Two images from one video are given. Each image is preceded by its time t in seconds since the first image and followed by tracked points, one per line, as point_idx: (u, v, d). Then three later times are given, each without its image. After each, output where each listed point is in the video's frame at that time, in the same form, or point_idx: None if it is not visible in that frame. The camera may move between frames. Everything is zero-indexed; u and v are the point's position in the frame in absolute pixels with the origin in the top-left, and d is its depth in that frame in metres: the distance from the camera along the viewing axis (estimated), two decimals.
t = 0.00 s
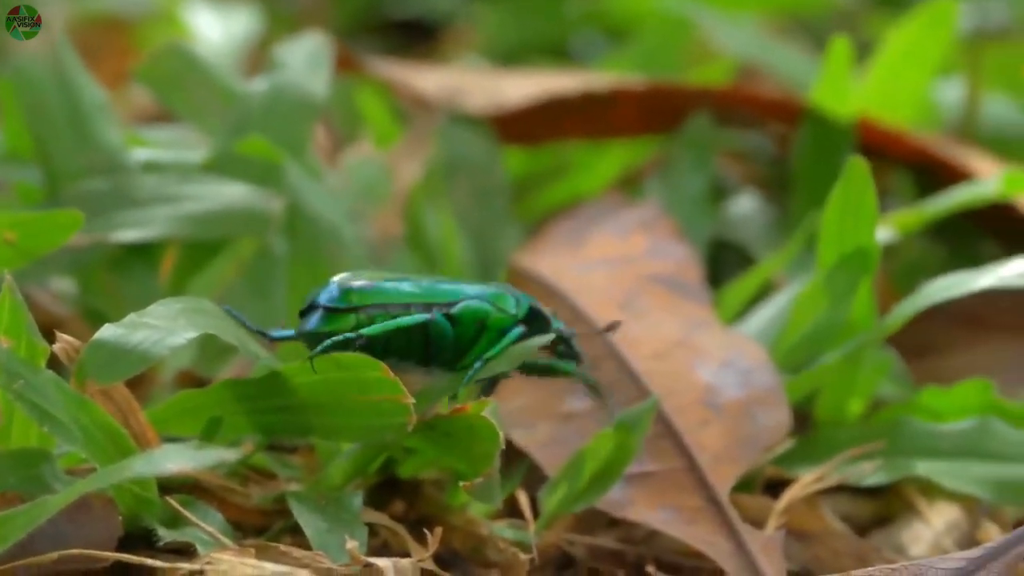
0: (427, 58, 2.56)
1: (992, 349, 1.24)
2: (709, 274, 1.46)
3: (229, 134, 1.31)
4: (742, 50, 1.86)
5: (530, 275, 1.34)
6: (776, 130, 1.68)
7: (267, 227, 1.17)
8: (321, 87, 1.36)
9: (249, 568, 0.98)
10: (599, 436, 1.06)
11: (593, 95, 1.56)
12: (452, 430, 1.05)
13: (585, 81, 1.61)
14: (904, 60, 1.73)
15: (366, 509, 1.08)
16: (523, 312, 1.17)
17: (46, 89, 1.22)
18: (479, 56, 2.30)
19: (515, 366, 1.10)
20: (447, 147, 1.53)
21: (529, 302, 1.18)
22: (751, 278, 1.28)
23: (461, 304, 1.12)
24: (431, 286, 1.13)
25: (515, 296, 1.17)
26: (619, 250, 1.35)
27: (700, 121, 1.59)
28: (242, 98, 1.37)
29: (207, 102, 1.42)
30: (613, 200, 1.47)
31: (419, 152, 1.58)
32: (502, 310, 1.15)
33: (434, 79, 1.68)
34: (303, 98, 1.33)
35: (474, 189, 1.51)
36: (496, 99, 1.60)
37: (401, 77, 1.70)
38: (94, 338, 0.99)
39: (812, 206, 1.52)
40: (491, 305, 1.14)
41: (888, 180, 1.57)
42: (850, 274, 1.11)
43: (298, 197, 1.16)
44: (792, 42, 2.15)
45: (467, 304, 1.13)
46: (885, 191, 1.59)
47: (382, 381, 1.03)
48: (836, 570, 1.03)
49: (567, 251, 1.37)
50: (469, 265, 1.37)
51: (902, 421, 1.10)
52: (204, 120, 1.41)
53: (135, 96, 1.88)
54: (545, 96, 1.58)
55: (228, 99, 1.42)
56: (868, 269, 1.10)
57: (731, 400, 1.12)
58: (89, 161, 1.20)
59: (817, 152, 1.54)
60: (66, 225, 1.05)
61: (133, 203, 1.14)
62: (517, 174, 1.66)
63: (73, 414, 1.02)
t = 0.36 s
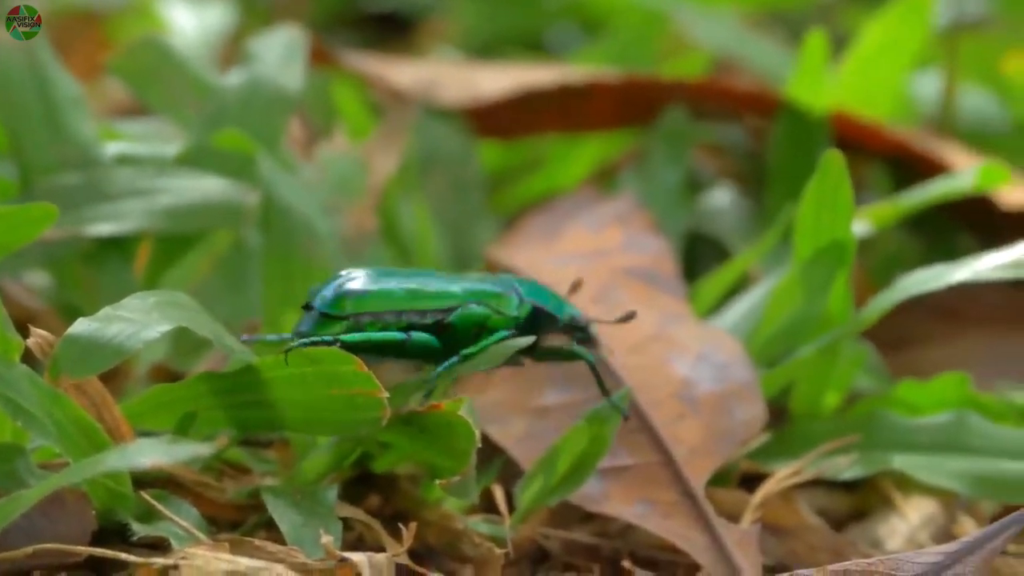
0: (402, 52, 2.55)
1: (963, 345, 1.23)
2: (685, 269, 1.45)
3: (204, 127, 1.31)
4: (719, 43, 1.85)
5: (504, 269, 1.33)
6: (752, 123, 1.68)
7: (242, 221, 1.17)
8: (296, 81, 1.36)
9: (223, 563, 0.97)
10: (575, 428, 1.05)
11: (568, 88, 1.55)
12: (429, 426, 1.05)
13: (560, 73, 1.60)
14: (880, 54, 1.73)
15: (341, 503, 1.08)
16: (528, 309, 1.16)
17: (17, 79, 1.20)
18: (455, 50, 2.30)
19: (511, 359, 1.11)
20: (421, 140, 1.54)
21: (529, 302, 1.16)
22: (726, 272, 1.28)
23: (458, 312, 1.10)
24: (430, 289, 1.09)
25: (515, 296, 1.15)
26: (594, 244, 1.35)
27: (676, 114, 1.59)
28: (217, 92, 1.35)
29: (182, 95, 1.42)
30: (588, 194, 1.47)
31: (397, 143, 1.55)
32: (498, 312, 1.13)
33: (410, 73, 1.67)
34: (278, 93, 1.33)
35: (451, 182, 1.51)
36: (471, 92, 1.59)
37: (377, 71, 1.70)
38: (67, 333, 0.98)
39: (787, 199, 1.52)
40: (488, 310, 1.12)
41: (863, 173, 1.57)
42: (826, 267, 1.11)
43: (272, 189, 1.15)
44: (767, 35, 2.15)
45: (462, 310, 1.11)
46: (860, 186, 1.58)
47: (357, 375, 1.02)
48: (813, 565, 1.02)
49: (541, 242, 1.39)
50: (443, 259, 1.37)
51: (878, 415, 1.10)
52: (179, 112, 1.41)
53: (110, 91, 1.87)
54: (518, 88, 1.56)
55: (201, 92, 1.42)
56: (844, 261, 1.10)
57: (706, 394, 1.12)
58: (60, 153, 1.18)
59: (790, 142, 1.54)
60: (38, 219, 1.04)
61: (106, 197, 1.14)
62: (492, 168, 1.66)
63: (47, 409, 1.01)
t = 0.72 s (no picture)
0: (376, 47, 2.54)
1: (936, 343, 1.24)
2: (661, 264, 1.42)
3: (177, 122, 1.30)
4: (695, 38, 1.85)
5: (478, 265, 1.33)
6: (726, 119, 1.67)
7: (215, 217, 1.17)
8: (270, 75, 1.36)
9: (195, 560, 0.96)
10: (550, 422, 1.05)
11: (540, 83, 1.55)
12: (404, 423, 1.05)
13: (532, 68, 1.60)
14: (853, 51, 1.73)
15: (314, 499, 1.07)
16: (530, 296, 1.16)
17: None
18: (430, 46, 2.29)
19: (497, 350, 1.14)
20: (391, 136, 1.53)
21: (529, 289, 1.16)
22: (700, 268, 1.28)
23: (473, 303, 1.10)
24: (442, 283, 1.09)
25: (518, 282, 1.15)
26: (569, 240, 1.35)
27: (650, 109, 1.58)
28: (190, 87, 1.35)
29: (151, 91, 1.39)
30: (562, 189, 1.46)
31: (370, 141, 1.51)
32: (506, 298, 1.13)
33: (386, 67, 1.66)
34: (251, 88, 1.33)
35: (425, 179, 1.51)
36: (446, 87, 1.57)
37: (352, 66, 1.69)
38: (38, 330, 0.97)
39: (761, 195, 1.52)
40: (497, 297, 1.12)
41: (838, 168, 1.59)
42: (801, 263, 1.11)
43: (245, 184, 1.13)
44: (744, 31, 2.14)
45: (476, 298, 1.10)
46: (836, 181, 1.61)
47: (330, 373, 1.02)
48: (788, 561, 1.02)
49: (516, 240, 1.38)
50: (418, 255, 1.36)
51: (854, 412, 1.10)
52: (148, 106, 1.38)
53: (83, 87, 1.85)
54: (492, 82, 1.55)
55: (173, 87, 1.39)
56: (819, 256, 1.11)
57: (682, 390, 1.12)
58: (33, 149, 1.18)
59: (765, 140, 1.52)
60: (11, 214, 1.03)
61: (77, 193, 1.13)
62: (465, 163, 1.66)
63: (19, 406, 1.01)
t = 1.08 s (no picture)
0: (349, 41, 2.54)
1: (912, 339, 1.24)
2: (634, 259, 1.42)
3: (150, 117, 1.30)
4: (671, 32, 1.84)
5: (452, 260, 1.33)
6: (701, 113, 1.67)
7: (189, 211, 1.17)
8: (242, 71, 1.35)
9: (168, 557, 0.97)
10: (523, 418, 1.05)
11: (515, 78, 1.55)
12: (379, 418, 1.04)
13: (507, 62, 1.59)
14: (828, 45, 1.72)
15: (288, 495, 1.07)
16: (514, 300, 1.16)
17: None
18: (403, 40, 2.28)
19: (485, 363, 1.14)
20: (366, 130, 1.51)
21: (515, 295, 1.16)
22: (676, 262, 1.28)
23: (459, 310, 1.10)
24: (430, 298, 1.10)
25: (502, 289, 1.15)
26: (542, 235, 1.35)
27: (625, 104, 1.58)
28: (163, 82, 1.35)
29: (123, 84, 1.35)
30: (536, 185, 1.45)
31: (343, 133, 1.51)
32: (492, 306, 1.13)
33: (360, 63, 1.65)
34: (225, 83, 1.32)
35: (398, 173, 1.50)
36: (420, 82, 1.56)
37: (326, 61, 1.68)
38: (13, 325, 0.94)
39: (735, 189, 1.51)
40: (484, 305, 1.12)
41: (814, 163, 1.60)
42: (778, 256, 1.10)
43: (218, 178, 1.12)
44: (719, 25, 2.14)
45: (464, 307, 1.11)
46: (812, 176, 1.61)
47: (303, 368, 1.01)
48: (764, 557, 1.02)
49: (489, 234, 1.38)
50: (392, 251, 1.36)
51: (830, 407, 1.10)
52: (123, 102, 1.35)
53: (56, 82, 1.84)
54: (465, 76, 1.54)
55: (146, 80, 1.36)
56: (796, 249, 1.10)
57: (657, 386, 1.11)
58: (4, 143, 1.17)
59: (740, 138, 1.52)
60: None
61: (51, 188, 1.12)
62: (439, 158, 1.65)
63: None
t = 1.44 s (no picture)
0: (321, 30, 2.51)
1: (887, 334, 1.25)
2: (609, 252, 1.44)
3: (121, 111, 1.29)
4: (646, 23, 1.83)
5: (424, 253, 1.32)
6: (676, 105, 1.66)
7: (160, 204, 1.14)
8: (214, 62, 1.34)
9: (138, 552, 0.94)
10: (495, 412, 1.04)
11: (488, 70, 1.54)
12: (350, 412, 1.03)
13: (480, 54, 1.58)
14: (805, 36, 1.72)
15: (259, 491, 1.05)
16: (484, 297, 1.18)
17: None
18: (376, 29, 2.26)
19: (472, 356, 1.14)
20: (338, 123, 1.50)
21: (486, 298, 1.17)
22: (652, 255, 1.28)
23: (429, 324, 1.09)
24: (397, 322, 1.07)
25: (472, 296, 1.15)
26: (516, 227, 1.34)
27: (599, 97, 1.58)
28: (133, 75, 1.33)
29: (95, 75, 1.33)
30: (509, 177, 1.44)
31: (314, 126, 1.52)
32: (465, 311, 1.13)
33: (331, 54, 1.63)
34: (195, 75, 1.32)
35: (369, 166, 1.48)
36: (392, 74, 1.55)
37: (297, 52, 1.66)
38: None
39: (710, 181, 1.50)
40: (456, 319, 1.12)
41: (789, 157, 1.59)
42: (752, 249, 1.10)
43: (189, 171, 1.15)
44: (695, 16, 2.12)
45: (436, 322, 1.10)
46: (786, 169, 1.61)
47: (273, 360, 0.99)
48: (738, 553, 1.01)
49: (462, 226, 1.37)
50: (365, 243, 1.35)
51: (805, 401, 1.09)
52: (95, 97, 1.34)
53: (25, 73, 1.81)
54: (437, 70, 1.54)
55: (116, 74, 1.33)
56: (770, 242, 1.10)
57: (630, 380, 1.11)
58: None
59: (716, 128, 1.51)
60: None
61: (20, 180, 1.09)
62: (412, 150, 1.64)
63: None
